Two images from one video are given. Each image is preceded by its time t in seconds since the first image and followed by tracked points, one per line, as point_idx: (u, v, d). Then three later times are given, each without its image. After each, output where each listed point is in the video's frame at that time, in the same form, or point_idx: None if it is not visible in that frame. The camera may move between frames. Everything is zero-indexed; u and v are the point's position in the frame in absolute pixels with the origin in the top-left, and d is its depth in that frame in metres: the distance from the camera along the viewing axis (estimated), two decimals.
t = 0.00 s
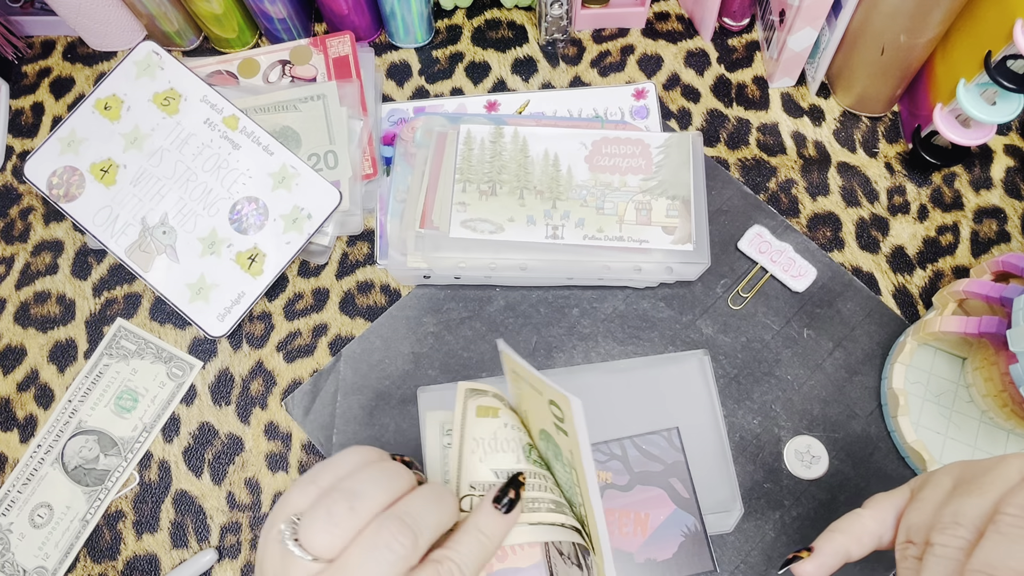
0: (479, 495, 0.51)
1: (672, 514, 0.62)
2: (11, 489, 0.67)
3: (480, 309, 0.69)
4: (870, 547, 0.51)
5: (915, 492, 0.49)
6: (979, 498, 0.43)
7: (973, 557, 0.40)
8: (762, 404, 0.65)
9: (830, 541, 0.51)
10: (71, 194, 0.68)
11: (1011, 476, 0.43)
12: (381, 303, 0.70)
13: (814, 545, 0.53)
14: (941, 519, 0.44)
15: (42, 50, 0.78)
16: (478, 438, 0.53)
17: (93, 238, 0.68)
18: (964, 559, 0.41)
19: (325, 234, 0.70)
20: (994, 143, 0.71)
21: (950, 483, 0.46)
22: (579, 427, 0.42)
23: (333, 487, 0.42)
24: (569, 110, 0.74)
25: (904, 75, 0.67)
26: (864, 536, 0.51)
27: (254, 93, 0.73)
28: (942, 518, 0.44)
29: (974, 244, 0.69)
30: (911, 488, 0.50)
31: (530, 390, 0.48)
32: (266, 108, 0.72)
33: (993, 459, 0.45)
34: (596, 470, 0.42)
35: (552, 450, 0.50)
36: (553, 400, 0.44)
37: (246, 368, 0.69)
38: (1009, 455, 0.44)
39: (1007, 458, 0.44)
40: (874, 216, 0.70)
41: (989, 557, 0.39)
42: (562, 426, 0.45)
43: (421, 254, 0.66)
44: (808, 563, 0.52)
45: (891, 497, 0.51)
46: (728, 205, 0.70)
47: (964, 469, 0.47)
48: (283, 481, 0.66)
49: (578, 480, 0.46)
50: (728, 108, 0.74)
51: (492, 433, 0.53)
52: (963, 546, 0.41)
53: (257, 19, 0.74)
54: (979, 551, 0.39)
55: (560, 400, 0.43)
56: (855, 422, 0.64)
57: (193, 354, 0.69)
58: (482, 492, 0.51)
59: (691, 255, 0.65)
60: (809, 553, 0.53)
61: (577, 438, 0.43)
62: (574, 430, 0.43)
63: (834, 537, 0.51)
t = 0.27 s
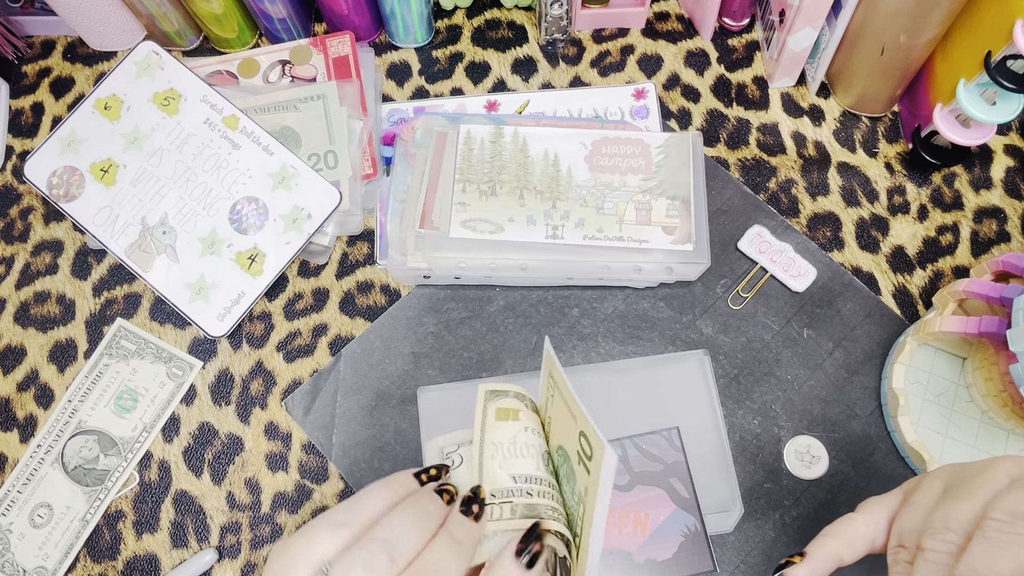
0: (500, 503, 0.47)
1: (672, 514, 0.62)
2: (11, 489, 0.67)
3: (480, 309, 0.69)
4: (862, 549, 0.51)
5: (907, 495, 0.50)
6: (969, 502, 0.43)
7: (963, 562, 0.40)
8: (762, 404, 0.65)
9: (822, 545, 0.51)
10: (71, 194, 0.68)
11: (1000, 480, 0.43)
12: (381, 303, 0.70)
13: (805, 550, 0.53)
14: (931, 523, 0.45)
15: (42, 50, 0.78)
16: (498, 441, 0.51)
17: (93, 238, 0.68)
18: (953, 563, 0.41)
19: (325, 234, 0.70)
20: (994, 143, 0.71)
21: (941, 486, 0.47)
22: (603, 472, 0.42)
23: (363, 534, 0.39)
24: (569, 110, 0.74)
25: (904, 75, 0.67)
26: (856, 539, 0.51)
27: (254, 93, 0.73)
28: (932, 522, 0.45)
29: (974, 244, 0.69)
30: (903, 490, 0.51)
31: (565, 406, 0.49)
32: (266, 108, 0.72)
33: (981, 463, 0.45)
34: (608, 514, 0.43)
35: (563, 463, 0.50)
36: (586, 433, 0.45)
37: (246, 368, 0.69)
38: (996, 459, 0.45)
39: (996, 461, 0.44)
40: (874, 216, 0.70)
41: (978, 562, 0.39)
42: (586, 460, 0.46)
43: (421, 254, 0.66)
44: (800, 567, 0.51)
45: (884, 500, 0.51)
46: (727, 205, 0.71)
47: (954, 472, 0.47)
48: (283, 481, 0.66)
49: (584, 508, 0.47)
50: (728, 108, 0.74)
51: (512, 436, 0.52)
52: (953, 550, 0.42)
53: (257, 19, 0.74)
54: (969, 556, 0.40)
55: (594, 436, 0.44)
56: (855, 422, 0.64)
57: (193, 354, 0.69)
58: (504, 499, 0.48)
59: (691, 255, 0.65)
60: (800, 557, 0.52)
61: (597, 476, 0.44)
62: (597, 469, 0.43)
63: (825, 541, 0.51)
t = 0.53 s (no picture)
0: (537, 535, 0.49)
1: (672, 514, 0.61)
2: (11, 489, 0.67)
3: (480, 309, 0.69)
4: (858, 547, 0.52)
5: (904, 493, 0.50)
6: (963, 497, 0.44)
7: (954, 555, 0.40)
8: (762, 404, 0.65)
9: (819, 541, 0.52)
10: (71, 194, 0.68)
11: (993, 475, 0.44)
12: (381, 303, 0.70)
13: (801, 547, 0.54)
14: (925, 519, 0.45)
15: (42, 50, 0.78)
16: (503, 475, 0.52)
17: (93, 238, 0.68)
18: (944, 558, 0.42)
19: (325, 234, 0.70)
20: (994, 143, 0.71)
21: (937, 483, 0.47)
22: (656, 488, 0.44)
23: None
24: (569, 110, 0.74)
25: (904, 75, 0.67)
26: (851, 535, 0.51)
27: (254, 93, 0.73)
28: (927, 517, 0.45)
29: (974, 244, 0.69)
30: (899, 487, 0.51)
31: (573, 418, 0.49)
32: (266, 108, 0.72)
33: (977, 460, 0.46)
34: (663, 522, 0.45)
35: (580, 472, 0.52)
36: (621, 446, 0.46)
37: (246, 368, 0.69)
38: (992, 456, 0.45)
39: (991, 459, 0.45)
40: (874, 216, 0.70)
41: (968, 554, 0.39)
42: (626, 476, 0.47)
43: (422, 254, 0.66)
44: (796, 563, 0.52)
45: (880, 498, 0.52)
46: (727, 205, 0.71)
47: (949, 470, 0.48)
48: (283, 481, 0.66)
49: (616, 518, 0.50)
50: (728, 108, 0.74)
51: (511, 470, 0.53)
52: (944, 545, 0.42)
53: (257, 19, 0.74)
54: (959, 548, 0.40)
55: (639, 454, 0.45)
56: (855, 422, 0.64)
57: (193, 354, 0.69)
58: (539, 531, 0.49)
59: (691, 255, 0.65)
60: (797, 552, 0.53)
61: (642, 493, 0.46)
62: (643, 485, 0.46)
63: (823, 537, 0.52)
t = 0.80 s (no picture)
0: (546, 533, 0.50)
1: (672, 513, 0.61)
2: (11, 489, 0.67)
3: (480, 309, 0.69)
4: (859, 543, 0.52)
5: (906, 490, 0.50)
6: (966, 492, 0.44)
7: (954, 548, 0.40)
8: (762, 404, 0.65)
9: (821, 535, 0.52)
10: (71, 194, 0.68)
11: (994, 471, 0.44)
12: (381, 303, 0.70)
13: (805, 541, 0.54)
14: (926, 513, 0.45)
15: (42, 50, 0.78)
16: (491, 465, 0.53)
17: (93, 238, 0.68)
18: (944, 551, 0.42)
19: (325, 234, 0.70)
20: (994, 143, 0.71)
21: (937, 479, 0.47)
22: (656, 491, 0.41)
23: None
24: (569, 110, 0.74)
25: (904, 75, 0.67)
26: (852, 531, 0.51)
27: (254, 93, 0.73)
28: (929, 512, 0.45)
29: (974, 244, 0.69)
30: (899, 484, 0.51)
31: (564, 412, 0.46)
32: (266, 108, 0.72)
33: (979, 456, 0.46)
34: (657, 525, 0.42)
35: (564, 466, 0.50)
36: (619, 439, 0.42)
37: (246, 368, 0.69)
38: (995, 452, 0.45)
39: (992, 455, 0.45)
40: (874, 216, 0.70)
41: (968, 548, 0.40)
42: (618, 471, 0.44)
43: (421, 254, 0.66)
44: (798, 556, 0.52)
45: (880, 494, 0.52)
46: (727, 205, 0.71)
47: (950, 466, 0.48)
48: (283, 481, 0.66)
49: (601, 517, 0.47)
50: (728, 108, 0.74)
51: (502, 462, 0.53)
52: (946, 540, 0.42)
53: (257, 19, 0.74)
54: (959, 542, 0.40)
55: (637, 454, 0.42)
56: (855, 422, 0.64)
57: (193, 354, 0.69)
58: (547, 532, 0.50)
59: (691, 255, 0.65)
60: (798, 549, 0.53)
61: (636, 495, 0.43)
62: (638, 486, 0.42)
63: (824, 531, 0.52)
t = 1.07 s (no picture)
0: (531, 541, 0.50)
1: (672, 513, 0.61)
2: (11, 489, 0.67)
3: (480, 309, 0.69)
4: (857, 538, 0.53)
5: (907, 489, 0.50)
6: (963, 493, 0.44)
7: (953, 549, 0.40)
8: (762, 404, 0.65)
9: (818, 536, 0.54)
10: (71, 194, 0.68)
11: (993, 471, 0.43)
12: (381, 303, 0.70)
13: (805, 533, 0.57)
14: (926, 514, 0.45)
15: (42, 50, 0.78)
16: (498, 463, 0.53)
17: (93, 238, 0.68)
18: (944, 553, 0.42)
19: (325, 234, 0.70)
20: (994, 143, 0.71)
21: (935, 480, 0.47)
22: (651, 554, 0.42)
23: None
24: (569, 110, 0.74)
25: (904, 75, 0.67)
26: (850, 528, 0.53)
27: (254, 93, 0.73)
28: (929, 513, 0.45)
29: (974, 244, 0.69)
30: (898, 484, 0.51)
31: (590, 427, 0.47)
32: (266, 108, 0.72)
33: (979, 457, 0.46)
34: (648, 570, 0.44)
35: (575, 472, 0.51)
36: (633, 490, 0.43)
37: (246, 368, 0.69)
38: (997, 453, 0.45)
39: (992, 456, 0.45)
40: (874, 216, 0.70)
41: (966, 548, 0.39)
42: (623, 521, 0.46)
43: (421, 254, 0.66)
44: (795, 552, 0.56)
45: (879, 494, 0.52)
46: (727, 205, 0.71)
47: (949, 466, 0.47)
48: (283, 481, 0.66)
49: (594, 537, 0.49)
50: (728, 108, 0.74)
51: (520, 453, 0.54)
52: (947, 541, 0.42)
53: (257, 19, 0.74)
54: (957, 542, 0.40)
55: (641, 518, 0.42)
56: (855, 422, 0.64)
57: (193, 354, 0.69)
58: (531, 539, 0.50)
59: (691, 255, 0.65)
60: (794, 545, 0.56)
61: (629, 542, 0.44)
62: (633, 538, 0.43)
63: (822, 530, 0.54)
